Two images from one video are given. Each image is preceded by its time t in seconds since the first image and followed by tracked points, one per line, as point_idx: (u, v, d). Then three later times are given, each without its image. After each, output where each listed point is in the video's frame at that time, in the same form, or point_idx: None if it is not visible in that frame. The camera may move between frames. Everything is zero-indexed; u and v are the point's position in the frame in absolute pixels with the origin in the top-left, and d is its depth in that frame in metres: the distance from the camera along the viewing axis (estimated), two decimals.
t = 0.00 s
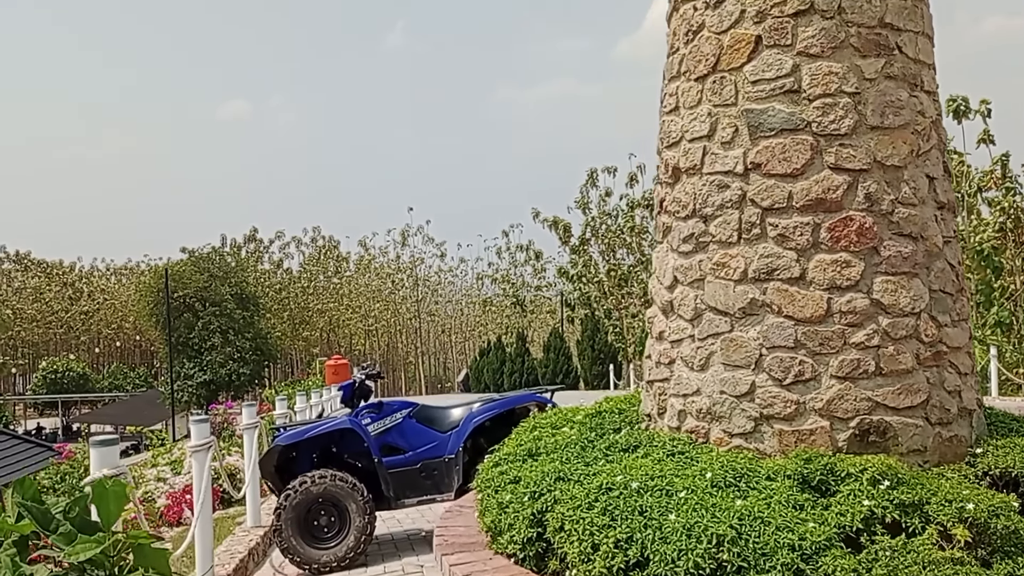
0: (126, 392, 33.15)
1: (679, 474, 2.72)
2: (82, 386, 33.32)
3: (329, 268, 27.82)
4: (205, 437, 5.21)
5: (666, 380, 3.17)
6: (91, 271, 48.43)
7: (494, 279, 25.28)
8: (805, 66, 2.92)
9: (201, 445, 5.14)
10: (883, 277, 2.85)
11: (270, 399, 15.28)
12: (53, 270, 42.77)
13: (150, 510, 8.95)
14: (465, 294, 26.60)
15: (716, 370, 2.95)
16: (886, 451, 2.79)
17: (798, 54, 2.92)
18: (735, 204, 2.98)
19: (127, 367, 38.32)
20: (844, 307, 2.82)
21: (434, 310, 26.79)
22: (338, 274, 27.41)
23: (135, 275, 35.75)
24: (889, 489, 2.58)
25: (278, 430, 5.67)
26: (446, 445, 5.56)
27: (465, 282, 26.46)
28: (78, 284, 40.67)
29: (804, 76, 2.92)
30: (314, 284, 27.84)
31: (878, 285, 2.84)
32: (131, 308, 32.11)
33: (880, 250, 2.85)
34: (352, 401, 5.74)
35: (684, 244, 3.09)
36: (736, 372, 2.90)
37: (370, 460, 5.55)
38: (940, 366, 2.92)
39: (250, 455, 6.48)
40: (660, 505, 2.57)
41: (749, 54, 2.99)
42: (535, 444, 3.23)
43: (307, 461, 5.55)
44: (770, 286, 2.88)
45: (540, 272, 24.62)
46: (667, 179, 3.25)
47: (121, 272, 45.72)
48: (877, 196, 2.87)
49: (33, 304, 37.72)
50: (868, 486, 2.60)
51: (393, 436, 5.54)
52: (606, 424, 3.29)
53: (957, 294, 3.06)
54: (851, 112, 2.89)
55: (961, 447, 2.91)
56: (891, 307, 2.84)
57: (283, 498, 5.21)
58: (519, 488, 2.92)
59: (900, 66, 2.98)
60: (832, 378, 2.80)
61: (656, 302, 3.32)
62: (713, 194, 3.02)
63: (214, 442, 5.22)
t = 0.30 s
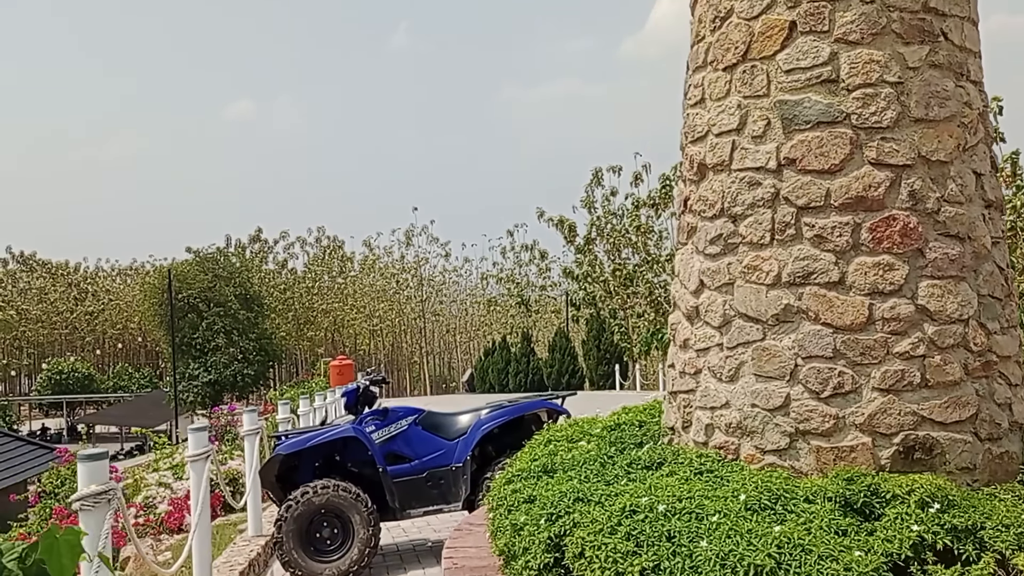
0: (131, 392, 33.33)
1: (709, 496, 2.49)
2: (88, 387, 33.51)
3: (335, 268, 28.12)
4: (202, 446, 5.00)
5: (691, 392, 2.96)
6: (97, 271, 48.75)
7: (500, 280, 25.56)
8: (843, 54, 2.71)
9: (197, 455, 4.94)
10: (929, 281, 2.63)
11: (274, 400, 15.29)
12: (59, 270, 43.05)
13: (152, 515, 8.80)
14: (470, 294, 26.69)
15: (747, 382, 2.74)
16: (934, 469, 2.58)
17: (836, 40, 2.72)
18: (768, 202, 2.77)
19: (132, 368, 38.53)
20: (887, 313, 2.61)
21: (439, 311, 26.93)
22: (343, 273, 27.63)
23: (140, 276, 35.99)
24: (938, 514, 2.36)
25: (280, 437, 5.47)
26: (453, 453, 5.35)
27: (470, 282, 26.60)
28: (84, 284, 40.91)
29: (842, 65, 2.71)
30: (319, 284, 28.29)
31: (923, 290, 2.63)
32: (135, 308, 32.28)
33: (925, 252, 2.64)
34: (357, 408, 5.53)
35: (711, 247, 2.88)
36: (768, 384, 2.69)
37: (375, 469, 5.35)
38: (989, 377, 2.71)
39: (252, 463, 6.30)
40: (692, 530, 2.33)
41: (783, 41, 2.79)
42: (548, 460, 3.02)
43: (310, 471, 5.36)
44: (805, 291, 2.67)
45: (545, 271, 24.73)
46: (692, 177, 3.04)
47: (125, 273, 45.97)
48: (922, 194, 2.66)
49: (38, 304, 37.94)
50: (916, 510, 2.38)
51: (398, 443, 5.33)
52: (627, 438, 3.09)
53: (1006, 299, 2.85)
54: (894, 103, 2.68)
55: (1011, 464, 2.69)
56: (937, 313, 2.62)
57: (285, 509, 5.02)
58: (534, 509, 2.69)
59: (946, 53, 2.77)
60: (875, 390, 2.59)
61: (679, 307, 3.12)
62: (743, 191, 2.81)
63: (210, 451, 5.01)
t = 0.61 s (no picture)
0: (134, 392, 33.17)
1: (738, 518, 2.18)
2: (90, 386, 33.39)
3: (337, 266, 28.30)
4: (187, 451, 4.71)
5: (713, 396, 2.67)
6: (99, 270, 48.61)
7: (503, 278, 25.84)
8: (886, 17, 2.41)
9: (183, 461, 4.65)
10: (984, 272, 2.34)
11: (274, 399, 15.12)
12: (62, 270, 43.14)
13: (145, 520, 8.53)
14: (474, 292, 26.85)
15: (778, 385, 2.45)
16: (992, 483, 2.29)
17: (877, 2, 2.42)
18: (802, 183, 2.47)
19: (134, 367, 38.41)
20: (938, 308, 2.31)
21: (442, 310, 27.02)
22: (345, 272, 27.76)
23: (142, 274, 35.92)
24: (1002, 536, 2.05)
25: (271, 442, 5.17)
26: (455, 458, 5.06)
27: (474, 280, 26.73)
28: (86, 284, 40.76)
29: (885, 29, 2.41)
30: (322, 283, 28.50)
31: (978, 280, 2.33)
32: (137, 308, 32.20)
33: (980, 239, 2.34)
34: (352, 411, 5.23)
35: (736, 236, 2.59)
36: (803, 387, 2.40)
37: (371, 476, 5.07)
38: None
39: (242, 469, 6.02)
40: (719, 554, 2.02)
41: (816, 5, 2.49)
42: (557, 472, 2.72)
43: (302, 478, 5.07)
44: (845, 283, 2.37)
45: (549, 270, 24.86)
46: (714, 160, 2.75)
47: (126, 271, 45.82)
48: (975, 174, 2.36)
49: (40, 304, 37.77)
50: (975, 531, 2.07)
51: (396, 448, 5.04)
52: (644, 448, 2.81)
53: None
54: (943, 72, 2.38)
55: None
56: (993, 308, 2.33)
57: (275, 518, 4.74)
58: (539, 528, 2.37)
59: (1000, 17, 2.46)
60: (924, 394, 2.29)
61: (699, 302, 2.83)
62: (774, 171, 2.51)
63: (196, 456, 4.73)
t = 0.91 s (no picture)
0: (138, 393, 33.33)
1: (796, 555, 1.87)
2: (95, 386, 33.61)
3: (343, 266, 29.41)
4: (179, 462, 4.42)
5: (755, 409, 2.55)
6: (101, 272, 48.89)
7: (507, 277, 26.82)
8: None
9: (173, 473, 4.36)
10: None
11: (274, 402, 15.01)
12: (67, 270, 43.36)
13: (141, 528, 8.29)
14: (478, 292, 27.55)
15: (834, 397, 2.31)
16: None
17: None
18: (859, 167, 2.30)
19: (138, 367, 38.70)
20: (1019, 307, 2.14)
21: (447, 310, 27.66)
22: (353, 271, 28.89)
23: (148, 274, 36.30)
24: None
25: (267, 450, 4.86)
26: (462, 468, 4.76)
27: (478, 280, 27.32)
28: (91, 284, 41.11)
29: None
30: (331, 282, 29.82)
31: None
32: (142, 308, 32.50)
33: None
34: (353, 418, 4.91)
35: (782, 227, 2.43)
36: (864, 402, 2.25)
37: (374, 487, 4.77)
38: None
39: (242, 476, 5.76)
40: None
41: None
42: (581, 495, 2.43)
43: (299, 489, 4.76)
44: (912, 281, 2.20)
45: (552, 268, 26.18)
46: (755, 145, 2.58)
47: (132, 271, 46.25)
48: None
49: (45, 305, 38.00)
50: None
51: (399, 458, 4.74)
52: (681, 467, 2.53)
53: None
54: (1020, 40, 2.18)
55: None
56: None
57: (271, 533, 4.45)
58: (562, 560, 2.07)
59: None
60: (1001, 408, 2.15)
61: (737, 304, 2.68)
62: (826, 154, 2.33)
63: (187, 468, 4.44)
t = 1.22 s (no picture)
0: (139, 393, 33.11)
1: None
2: (96, 386, 33.42)
3: (347, 265, 29.55)
4: (170, 468, 4.13)
5: (815, 418, 2.89)
6: (106, 271, 48.97)
7: (513, 275, 27.07)
8: None
9: (164, 480, 4.07)
10: None
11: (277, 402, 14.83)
12: (66, 269, 43.12)
13: (138, 534, 8.06)
14: (483, 291, 27.72)
15: (909, 404, 2.60)
16: None
17: None
18: (938, 136, 2.60)
19: (139, 367, 38.58)
20: None
21: (450, 309, 27.84)
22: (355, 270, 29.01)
23: (152, 274, 36.19)
24: None
25: (265, 455, 4.57)
26: (472, 475, 4.46)
27: (482, 279, 27.53)
28: (92, 283, 40.91)
29: None
30: (333, 281, 29.86)
31: None
32: (144, 307, 32.35)
33: None
34: (355, 421, 4.61)
35: (851, 206, 2.76)
36: (949, 408, 2.53)
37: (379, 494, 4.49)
38: None
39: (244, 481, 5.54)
40: None
41: None
42: (608, 518, 2.32)
43: (296, 498, 4.46)
44: (1004, 266, 2.48)
45: (559, 267, 26.62)
46: (815, 110, 2.94)
47: (134, 270, 46.16)
48: None
49: (47, 304, 37.78)
50: None
51: (405, 464, 4.45)
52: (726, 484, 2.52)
53: None
54: None
55: None
56: None
57: (268, 545, 4.16)
58: None
59: None
60: None
61: (792, 298, 3.05)
62: (899, 125, 2.65)
63: (179, 474, 4.15)
